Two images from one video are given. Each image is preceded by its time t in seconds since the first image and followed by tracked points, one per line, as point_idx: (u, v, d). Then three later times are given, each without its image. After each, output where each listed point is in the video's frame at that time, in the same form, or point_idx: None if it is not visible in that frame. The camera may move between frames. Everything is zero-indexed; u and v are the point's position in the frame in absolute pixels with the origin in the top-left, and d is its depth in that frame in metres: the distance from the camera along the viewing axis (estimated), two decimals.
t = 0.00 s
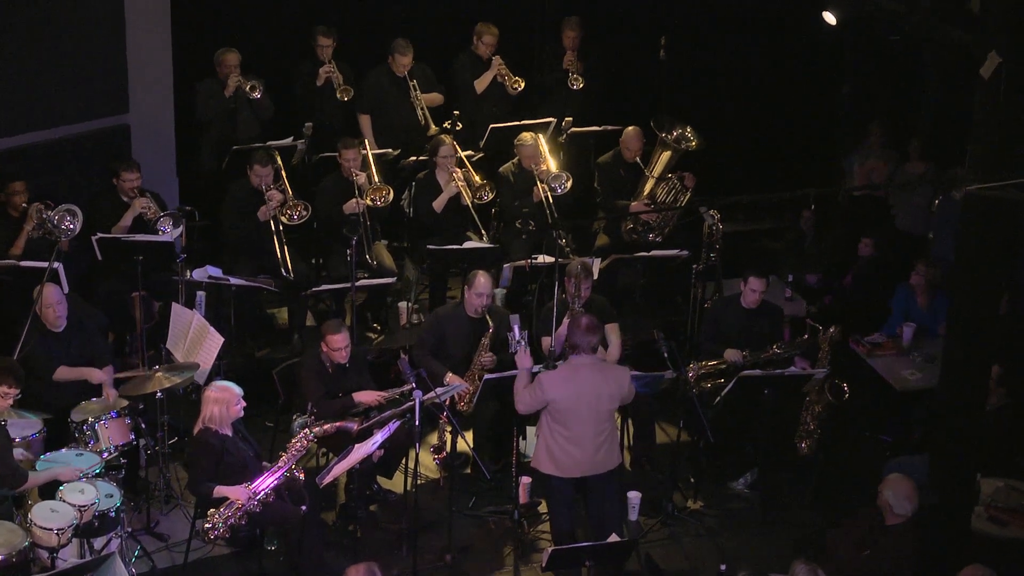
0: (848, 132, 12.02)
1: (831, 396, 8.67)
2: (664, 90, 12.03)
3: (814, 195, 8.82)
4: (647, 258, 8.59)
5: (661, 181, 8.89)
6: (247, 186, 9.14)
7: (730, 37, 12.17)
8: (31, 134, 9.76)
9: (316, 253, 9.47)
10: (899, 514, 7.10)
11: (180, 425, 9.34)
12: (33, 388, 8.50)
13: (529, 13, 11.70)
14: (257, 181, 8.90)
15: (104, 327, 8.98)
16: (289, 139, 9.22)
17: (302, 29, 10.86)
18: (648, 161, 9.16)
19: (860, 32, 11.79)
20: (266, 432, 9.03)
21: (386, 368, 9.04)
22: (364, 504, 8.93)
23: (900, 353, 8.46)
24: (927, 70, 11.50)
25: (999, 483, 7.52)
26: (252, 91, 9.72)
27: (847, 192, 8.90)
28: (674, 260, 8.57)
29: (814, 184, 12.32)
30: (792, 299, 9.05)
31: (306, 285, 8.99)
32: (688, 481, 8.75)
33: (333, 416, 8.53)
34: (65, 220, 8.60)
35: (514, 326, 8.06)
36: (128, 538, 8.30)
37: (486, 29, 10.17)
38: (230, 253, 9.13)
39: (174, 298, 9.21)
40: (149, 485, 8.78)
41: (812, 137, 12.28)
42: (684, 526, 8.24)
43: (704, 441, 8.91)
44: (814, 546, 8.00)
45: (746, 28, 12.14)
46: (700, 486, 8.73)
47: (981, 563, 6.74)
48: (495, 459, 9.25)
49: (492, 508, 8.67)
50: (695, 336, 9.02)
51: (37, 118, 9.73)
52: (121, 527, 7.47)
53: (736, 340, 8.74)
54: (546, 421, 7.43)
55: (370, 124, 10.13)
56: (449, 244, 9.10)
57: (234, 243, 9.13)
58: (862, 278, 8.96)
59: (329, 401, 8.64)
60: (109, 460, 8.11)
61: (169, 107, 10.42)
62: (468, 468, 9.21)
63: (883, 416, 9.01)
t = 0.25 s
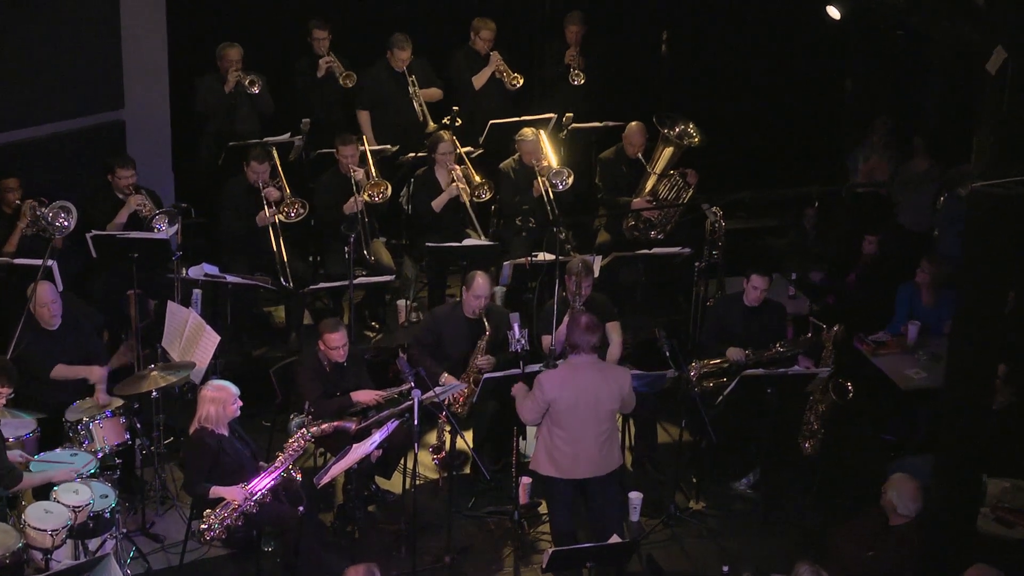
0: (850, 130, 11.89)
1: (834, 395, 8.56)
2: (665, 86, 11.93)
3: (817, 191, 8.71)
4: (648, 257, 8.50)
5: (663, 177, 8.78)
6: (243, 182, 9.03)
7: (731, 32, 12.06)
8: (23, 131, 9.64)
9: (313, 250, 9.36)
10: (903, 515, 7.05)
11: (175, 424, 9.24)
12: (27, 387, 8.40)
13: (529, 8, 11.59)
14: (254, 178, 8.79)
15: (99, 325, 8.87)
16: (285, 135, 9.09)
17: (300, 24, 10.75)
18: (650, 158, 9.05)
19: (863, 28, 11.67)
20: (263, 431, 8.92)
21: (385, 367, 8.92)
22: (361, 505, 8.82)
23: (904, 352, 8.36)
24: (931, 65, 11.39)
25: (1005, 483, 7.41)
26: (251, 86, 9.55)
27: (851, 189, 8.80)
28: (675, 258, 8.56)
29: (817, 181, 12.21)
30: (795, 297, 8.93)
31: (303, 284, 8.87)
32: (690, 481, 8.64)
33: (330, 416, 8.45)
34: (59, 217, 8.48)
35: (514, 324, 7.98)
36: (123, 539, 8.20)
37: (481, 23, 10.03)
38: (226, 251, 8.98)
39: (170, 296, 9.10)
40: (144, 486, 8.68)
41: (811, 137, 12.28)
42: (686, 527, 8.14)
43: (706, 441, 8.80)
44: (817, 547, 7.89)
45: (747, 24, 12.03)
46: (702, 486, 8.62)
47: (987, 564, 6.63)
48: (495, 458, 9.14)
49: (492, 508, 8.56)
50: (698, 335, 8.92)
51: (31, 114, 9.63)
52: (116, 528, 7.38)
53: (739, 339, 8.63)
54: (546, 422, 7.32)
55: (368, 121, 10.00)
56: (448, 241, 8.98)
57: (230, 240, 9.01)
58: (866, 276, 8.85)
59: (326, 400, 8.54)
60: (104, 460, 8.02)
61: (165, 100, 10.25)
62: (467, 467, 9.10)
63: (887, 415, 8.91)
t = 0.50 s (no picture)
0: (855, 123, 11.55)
1: (847, 396, 8.25)
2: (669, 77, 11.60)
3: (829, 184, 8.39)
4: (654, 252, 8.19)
5: (670, 169, 8.49)
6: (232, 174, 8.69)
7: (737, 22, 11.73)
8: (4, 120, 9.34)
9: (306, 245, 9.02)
10: (919, 523, 6.66)
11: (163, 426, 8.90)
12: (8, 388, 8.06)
13: None
14: (244, 171, 8.43)
15: (83, 323, 8.54)
16: (277, 126, 8.73)
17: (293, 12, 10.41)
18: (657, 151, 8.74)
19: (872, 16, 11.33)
20: (254, 434, 8.59)
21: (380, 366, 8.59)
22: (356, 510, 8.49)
23: (920, 351, 8.04)
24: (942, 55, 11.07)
25: None
26: (242, 75, 9.16)
27: (864, 182, 8.48)
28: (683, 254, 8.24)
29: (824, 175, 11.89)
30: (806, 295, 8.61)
31: (295, 281, 8.54)
32: (697, 485, 8.32)
33: (324, 418, 8.15)
34: (42, 211, 8.15)
35: (515, 323, 7.66)
36: (107, 546, 7.86)
37: (479, 10, 9.70)
38: (216, 246, 8.64)
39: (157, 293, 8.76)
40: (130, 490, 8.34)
41: (811, 137, 11.77)
42: (693, 533, 7.82)
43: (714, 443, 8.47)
44: (830, 555, 7.57)
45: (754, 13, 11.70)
46: (710, 491, 8.30)
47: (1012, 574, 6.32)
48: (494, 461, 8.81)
49: (492, 514, 8.24)
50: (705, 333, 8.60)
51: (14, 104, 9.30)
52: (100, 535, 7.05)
53: (748, 338, 8.31)
54: (546, 424, 6.99)
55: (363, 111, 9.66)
56: (447, 237, 8.52)
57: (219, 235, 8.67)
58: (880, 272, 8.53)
59: (319, 401, 8.21)
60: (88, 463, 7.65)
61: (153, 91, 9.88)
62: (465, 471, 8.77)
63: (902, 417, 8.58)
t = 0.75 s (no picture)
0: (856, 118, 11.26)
1: (857, 393, 8.00)
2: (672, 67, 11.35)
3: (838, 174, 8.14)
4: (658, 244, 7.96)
5: (674, 159, 8.21)
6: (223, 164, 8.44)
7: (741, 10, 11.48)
8: None
9: (300, 237, 8.77)
10: (931, 522, 6.41)
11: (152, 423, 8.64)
12: None
13: None
14: (235, 161, 8.17)
15: (70, 317, 8.28)
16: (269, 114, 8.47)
17: None
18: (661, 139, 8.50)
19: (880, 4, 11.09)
20: (246, 431, 8.33)
21: (376, 361, 8.34)
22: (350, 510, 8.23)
23: (932, 347, 7.80)
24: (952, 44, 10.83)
25: None
26: (234, 62, 8.88)
27: (875, 172, 8.23)
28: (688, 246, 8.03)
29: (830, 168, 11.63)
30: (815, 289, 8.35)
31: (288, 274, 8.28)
32: (703, 485, 8.07)
33: (317, 414, 7.89)
34: (27, 202, 7.89)
35: (514, 317, 7.42)
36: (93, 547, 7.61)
37: None
38: (206, 237, 8.38)
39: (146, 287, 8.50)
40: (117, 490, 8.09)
41: (813, 138, 11.39)
42: (699, 534, 7.57)
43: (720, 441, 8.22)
44: (841, 556, 7.32)
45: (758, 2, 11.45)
46: (716, 490, 8.05)
47: None
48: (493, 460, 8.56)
49: (491, 514, 7.98)
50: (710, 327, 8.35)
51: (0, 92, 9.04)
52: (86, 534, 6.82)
53: (755, 333, 8.06)
54: (546, 422, 6.74)
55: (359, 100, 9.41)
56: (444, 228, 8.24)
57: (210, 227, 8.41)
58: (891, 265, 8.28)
59: (313, 398, 7.96)
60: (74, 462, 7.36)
61: (139, 76, 9.61)
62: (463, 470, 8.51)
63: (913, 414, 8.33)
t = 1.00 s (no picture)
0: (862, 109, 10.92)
1: (873, 386, 7.67)
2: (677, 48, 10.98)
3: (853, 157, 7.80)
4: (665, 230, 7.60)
5: (681, 142, 7.85)
6: (210, 146, 8.07)
7: None
8: None
9: (290, 224, 8.41)
10: (950, 522, 5.80)
11: (136, 418, 8.28)
12: None
13: None
14: (223, 143, 7.81)
15: (50, 307, 7.92)
16: (259, 94, 8.11)
17: None
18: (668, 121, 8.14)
19: None
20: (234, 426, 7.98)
21: (370, 352, 7.99)
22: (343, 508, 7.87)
23: (952, 338, 7.47)
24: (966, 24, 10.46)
25: None
26: (220, 41, 8.54)
27: (891, 156, 7.88)
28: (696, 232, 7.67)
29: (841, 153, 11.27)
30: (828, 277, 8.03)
31: (279, 262, 7.93)
32: (711, 482, 7.72)
33: (308, 408, 7.55)
34: (5, 185, 7.53)
35: (514, 307, 7.07)
36: (74, 547, 7.26)
37: None
38: (193, 224, 8.03)
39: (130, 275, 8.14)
40: (99, 487, 7.74)
41: (818, 130, 11.03)
42: (707, 534, 7.23)
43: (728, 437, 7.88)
44: (857, 557, 6.98)
45: None
46: (724, 488, 7.72)
47: None
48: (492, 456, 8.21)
49: (489, 512, 7.63)
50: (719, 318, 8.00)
51: None
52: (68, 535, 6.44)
53: (766, 323, 7.71)
54: (549, 416, 6.39)
55: (354, 79, 9.06)
56: (441, 214, 7.88)
57: (196, 212, 8.04)
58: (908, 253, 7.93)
59: (304, 391, 7.62)
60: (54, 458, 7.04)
61: (121, 58, 9.26)
62: (460, 466, 8.15)
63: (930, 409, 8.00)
